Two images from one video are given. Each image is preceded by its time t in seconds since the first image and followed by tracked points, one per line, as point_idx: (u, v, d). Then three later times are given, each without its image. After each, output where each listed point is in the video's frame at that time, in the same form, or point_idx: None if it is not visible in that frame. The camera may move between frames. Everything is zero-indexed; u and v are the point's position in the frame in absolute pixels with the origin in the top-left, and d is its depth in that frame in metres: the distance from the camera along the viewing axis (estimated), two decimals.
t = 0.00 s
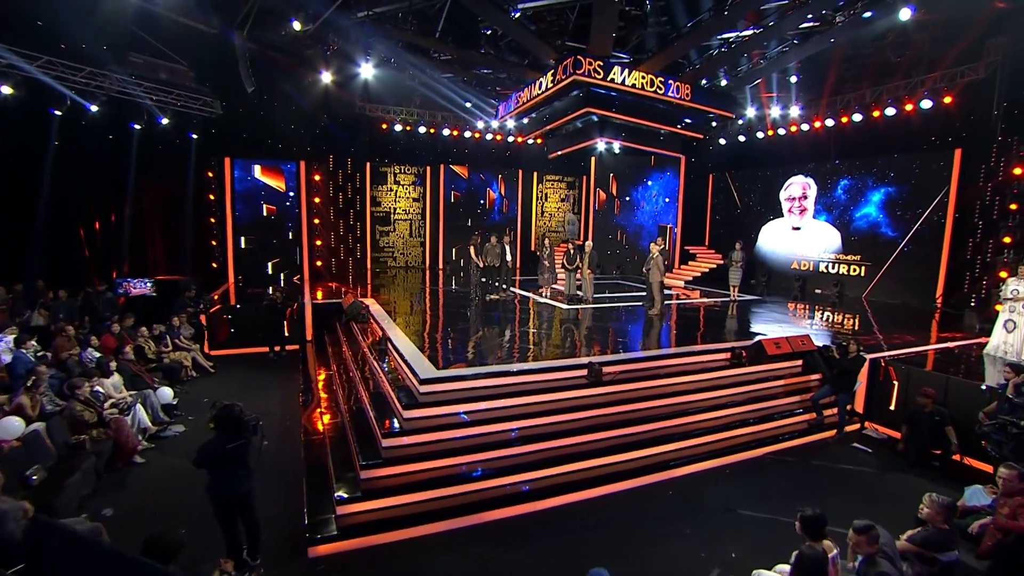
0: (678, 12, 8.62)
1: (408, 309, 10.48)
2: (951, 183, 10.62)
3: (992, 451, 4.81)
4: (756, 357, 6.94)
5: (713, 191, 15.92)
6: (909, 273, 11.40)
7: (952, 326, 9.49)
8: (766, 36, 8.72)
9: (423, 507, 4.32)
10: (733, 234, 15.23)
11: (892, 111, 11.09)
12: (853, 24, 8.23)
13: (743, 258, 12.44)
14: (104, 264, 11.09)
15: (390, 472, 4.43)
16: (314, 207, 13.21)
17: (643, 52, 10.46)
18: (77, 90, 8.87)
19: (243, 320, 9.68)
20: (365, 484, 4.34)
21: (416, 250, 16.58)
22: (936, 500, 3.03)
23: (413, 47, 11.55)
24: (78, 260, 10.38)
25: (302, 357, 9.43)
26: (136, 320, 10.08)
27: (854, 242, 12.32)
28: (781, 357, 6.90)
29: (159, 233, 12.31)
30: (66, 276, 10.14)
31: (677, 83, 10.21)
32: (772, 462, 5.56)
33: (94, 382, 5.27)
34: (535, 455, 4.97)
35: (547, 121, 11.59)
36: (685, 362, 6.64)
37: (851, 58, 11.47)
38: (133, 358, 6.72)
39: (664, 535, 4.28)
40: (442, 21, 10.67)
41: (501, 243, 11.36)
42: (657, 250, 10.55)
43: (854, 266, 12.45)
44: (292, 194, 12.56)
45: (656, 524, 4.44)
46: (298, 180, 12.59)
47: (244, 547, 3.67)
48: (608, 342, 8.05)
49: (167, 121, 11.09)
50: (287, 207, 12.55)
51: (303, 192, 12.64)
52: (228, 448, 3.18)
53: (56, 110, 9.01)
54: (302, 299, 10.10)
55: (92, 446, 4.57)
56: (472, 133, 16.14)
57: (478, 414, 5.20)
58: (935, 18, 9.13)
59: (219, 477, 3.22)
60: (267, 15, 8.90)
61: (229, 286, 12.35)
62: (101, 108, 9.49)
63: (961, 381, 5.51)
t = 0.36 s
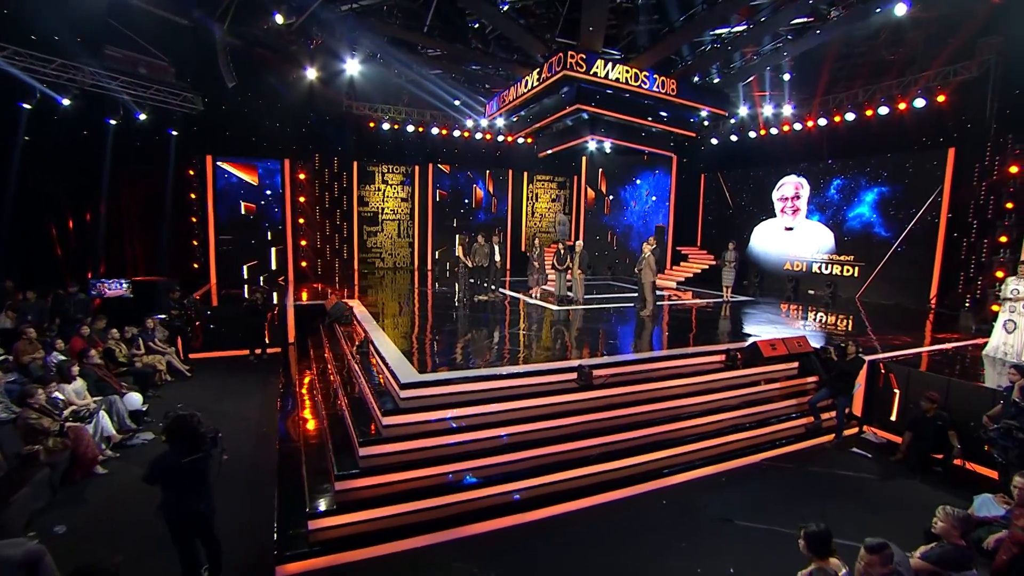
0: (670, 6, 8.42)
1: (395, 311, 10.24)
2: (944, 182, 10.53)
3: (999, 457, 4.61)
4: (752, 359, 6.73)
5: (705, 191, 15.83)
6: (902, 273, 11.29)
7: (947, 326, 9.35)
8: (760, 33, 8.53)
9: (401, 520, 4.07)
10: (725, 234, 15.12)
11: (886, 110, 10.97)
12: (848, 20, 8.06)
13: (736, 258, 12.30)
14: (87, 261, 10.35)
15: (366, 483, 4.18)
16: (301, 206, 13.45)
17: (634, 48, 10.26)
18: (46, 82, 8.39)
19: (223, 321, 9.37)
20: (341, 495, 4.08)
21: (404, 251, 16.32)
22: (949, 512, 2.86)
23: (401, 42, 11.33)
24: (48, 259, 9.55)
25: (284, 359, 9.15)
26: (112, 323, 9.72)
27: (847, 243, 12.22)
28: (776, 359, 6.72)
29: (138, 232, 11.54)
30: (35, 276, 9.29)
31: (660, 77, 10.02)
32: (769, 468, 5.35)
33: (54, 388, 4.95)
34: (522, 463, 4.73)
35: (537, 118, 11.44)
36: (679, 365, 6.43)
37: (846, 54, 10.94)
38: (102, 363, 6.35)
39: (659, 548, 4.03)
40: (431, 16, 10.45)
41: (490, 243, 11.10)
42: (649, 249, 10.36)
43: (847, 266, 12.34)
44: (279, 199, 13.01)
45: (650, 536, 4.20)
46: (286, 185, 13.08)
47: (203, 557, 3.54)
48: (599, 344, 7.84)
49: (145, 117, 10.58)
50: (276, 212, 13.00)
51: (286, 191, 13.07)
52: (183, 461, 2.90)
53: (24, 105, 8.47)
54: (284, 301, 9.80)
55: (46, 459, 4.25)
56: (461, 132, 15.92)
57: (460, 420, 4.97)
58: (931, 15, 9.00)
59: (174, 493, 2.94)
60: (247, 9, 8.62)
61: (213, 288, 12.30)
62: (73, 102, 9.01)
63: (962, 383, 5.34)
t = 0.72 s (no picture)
0: (661, 3, 8.24)
1: (384, 314, 9.99)
2: (937, 183, 10.45)
3: (1004, 464, 4.41)
4: (747, 362, 6.53)
5: (696, 194, 15.76)
6: (896, 275, 11.20)
7: (942, 328, 9.21)
8: (751, 30, 8.39)
9: (376, 538, 3.79)
10: (716, 237, 15.03)
11: (877, 111, 10.89)
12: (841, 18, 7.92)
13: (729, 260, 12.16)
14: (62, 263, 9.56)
15: (340, 497, 3.91)
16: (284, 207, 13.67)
17: (624, 45, 10.05)
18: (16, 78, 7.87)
19: (202, 326, 9.03)
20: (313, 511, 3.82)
21: (392, 254, 16.07)
22: (964, 529, 2.68)
23: (389, 40, 11.14)
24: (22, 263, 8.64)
25: (265, 364, 8.87)
26: (82, 329, 9.10)
27: (840, 244, 12.13)
28: (772, 362, 6.53)
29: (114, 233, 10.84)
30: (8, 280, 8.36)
31: (643, 74, 9.88)
32: (768, 476, 5.13)
33: (5, 397, 4.63)
34: (509, 472, 4.49)
35: (525, 118, 11.24)
36: (671, 369, 6.23)
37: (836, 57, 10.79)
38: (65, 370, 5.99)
39: (653, 565, 3.79)
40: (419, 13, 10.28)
41: (477, 245, 10.80)
42: (641, 251, 10.16)
43: (840, 268, 12.26)
44: (263, 204, 13.33)
45: (644, 551, 3.95)
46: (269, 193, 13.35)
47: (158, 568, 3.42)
48: (590, 347, 7.64)
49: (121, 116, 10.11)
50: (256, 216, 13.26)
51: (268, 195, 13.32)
52: (125, 482, 2.64)
53: None
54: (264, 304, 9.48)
55: None
56: (450, 133, 15.70)
57: (442, 428, 4.73)
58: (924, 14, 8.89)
59: (117, 517, 2.67)
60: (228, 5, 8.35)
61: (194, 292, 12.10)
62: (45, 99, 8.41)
63: (963, 386, 5.16)
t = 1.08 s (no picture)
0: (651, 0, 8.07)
1: (371, 319, 9.75)
2: (930, 185, 10.37)
3: (1012, 473, 4.21)
4: (742, 367, 6.34)
5: (688, 197, 15.66)
6: (890, 278, 11.09)
7: (938, 332, 9.05)
8: (741, 30, 8.25)
9: (348, 558, 3.53)
10: (709, 240, 14.92)
11: (870, 113, 10.80)
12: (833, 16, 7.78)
13: (721, 263, 12.02)
14: (32, 267, 8.74)
15: (309, 514, 3.67)
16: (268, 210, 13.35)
17: (614, 44, 9.87)
18: None
19: (180, 331, 8.72)
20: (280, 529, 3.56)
21: (380, 258, 15.94)
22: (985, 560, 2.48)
23: (377, 39, 10.94)
24: None
25: (245, 370, 8.58)
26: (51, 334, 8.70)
27: (833, 247, 12.04)
28: (767, 367, 6.35)
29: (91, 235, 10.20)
30: None
31: (627, 71, 9.64)
32: (764, 487, 4.91)
33: None
34: (494, 486, 4.23)
35: (514, 119, 11.06)
36: (663, 375, 6.02)
37: (827, 59, 10.74)
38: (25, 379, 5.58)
39: None
40: (407, 10, 10.10)
41: (464, 248, 10.48)
42: (632, 254, 9.96)
43: (833, 271, 12.15)
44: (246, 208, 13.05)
45: (637, 569, 3.71)
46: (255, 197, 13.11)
47: None
48: (582, 352, 7.44)
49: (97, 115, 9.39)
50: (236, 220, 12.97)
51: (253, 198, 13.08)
52: (59, 504, 2.50)
53: None
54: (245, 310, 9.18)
55: None
56: (439, 135, 15.47)
57: (423, 439, 4.49)
58: (913, 17, 8.82)
59: (50, 542, 2.50)
60: None
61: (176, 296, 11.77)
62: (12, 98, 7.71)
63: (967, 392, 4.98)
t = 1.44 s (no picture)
0: None
1: (356, 327, 9.47)
2: (922, 191, 10.29)
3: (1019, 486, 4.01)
4: (736, 375, 6.12)
5: (679, 203, 15.56)
6: (883, 284, 10.99)
7: (933, 338, 8.91)
8: (731, 31, 8.13)
9: None
10: (700, 247, 14.80)
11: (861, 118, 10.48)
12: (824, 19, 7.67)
13: (713, 269, 11.85)
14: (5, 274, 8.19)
15: (273, 537, 3.39)
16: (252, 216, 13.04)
17: (604, 46, 9.72)
18: None
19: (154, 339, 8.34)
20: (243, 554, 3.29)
21: (368, 266, 15.70)
22: None
23: (365, 40, 10.77)
24: None
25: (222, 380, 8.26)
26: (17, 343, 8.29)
27: (825, 254, 11.93)
28: (762, 375, 6.15)
29: (70, 238, 9.73)
30: None
31: (608, 72, 9.27)
32: (761, 501, 4.68)
33: None
34: (476, 504, 3.97)
35: (503, 123, 10.89)
36: (655, 384, 5.80)
37: (818, 64, 10.70)
38: None
39: None
40: (395, 10, 9.93)
41: (452, 253, 10.32)
42: (622, 260, 9.78)
43: (825, 278, 12.03)
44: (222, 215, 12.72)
45: None
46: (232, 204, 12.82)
47: None
48: (571, 360, 7.22)
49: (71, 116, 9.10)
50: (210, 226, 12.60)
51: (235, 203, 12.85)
52: None
53: None
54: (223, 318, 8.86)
55: None
56: (427, 141, 15.27)
57: (400, 453, 4.23)
58: (903, 21, 8.77)
59: None
60: None
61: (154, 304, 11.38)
62: None
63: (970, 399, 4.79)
